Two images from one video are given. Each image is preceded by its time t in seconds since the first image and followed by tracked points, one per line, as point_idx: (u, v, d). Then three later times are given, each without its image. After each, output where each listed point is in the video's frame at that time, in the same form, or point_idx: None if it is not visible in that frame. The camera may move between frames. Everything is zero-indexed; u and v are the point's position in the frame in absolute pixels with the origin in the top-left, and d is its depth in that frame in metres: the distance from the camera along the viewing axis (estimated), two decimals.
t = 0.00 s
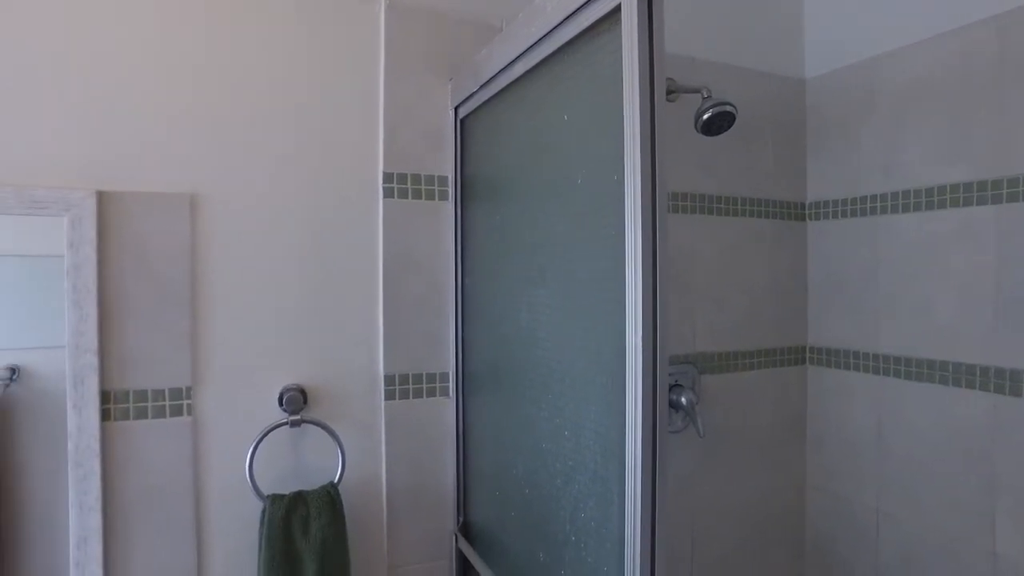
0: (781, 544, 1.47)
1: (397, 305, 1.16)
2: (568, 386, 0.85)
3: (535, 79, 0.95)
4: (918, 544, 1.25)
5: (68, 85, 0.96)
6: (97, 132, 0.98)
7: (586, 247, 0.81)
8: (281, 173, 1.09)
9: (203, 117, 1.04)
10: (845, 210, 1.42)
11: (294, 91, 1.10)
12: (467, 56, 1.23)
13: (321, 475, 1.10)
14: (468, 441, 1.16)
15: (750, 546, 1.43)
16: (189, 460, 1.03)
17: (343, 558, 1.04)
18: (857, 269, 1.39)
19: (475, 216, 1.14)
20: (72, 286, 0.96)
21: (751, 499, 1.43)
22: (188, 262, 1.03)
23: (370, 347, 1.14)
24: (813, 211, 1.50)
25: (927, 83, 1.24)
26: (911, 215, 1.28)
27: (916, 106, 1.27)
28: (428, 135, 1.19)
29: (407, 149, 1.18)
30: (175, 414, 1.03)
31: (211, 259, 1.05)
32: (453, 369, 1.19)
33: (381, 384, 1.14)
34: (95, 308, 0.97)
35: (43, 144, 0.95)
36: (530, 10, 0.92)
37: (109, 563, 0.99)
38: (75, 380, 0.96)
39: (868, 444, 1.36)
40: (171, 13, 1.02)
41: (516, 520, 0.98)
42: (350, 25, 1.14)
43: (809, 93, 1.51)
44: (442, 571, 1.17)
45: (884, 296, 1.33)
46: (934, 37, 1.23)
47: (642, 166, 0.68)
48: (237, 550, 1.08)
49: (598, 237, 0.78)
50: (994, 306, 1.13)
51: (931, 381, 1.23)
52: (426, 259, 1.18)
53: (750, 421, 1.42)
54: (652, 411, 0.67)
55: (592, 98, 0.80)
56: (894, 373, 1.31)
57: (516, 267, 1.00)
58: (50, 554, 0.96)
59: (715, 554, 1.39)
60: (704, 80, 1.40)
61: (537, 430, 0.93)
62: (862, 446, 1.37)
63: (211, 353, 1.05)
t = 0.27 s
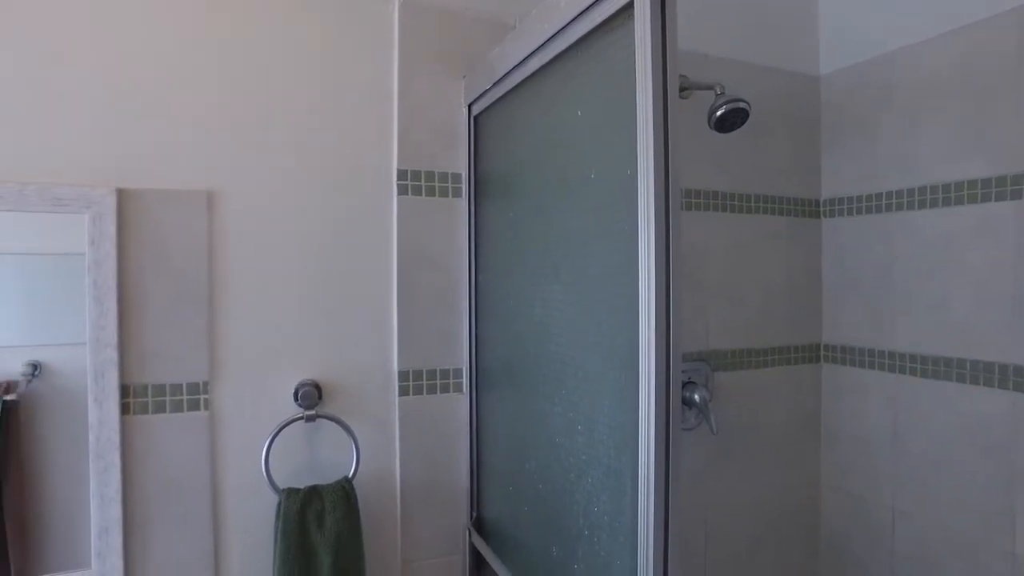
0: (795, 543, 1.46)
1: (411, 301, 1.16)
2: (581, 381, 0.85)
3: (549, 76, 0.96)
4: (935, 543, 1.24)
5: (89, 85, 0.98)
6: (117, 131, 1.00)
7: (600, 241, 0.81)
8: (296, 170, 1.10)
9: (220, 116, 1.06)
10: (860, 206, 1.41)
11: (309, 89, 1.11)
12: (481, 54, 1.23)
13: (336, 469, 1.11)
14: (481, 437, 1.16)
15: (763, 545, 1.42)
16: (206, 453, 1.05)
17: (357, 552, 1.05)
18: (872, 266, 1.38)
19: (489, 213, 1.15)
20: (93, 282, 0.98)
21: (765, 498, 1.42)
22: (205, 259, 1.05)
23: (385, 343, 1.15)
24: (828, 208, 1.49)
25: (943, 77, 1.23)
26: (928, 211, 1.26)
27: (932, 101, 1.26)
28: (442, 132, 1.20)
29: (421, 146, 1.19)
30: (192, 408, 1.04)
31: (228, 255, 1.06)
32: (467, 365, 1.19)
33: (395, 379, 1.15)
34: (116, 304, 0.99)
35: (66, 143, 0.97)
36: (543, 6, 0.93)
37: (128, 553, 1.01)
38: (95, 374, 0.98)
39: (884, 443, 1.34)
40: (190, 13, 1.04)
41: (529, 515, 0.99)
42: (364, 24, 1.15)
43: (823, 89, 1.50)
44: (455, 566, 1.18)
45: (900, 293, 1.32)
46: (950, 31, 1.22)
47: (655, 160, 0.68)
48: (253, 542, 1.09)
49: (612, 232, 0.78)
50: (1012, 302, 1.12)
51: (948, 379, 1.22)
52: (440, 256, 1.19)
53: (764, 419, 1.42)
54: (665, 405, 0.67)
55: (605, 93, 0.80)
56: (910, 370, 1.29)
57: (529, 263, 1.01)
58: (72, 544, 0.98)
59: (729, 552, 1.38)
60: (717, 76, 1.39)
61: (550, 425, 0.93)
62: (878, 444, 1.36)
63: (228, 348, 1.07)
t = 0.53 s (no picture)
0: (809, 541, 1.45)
1: (424, 297, 1.17)
2: (594, 375, 0.85)
3: (562, 71, 0.96)
4: (953, 542, 1.22)
5: (109, 84, 0.99)
6: (136, 129, 1.01)
7: (613, 236, 0.81)
8: (312, 167, 1.11)
9: (237, 114, 1.07)
10: (875, 203, 1.40)
11: (324, 87, 1.12)
12: (494, 51, 1.24)
13: (350, 464, 1.12)
14: (495, 432, 1.17)
15: (777, 544, 1.41)
16: (222, 447, 1.06)
17: (371, 546, 1.06)
18: (888, 263, 1.37)
19: (502, 209, 1.15)
20: (112, 278, 0.99)
21: (779, 496, 1.41)
22: (222, 254, 1.06)
23: (398, 339, 1.16)
24: (842, 204, 1.48)
25: (960, 72, 1.22)
26: (944, 207, 1.25)
27: (948, 96, 1.24)
28: (455, 129, 1.21)
29: (435, 143, 1.19)
30: (209, 402, 1.05)
31: (244, 251, 1.08)
32: (480, 361, 1.20)
33: (409, 375, 1.16)
34: (134, 299, 1.00)
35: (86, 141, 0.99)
36: (557, 2, 0.93)
37: (147, 545, 1.02)
38: (114, 369, 0.99)
39: (900, 441, 1.33)
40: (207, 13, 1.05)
41: (543, 510, 0.99)
42: (378, 22, 1.16)
43: (837, 85, 1.49)
44: (468, 561, 1.18)
45: (917, 290, 1.30)
46: (967, 25, 1.21)
47: (669, 152, 0.68)
48: (269, 536, 1.10)
49: (625, 227, 0.78)
50: None
51: (966, 376, 1.21)
52: (453, 252, 1.20)
53: (778, 416, 1.41)
54: (678, 397, 0.67)
55: (619, 87, 0.80)
56: (927, 368, 1.28)
57: (543, 258, 1.01)
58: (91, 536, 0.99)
59: (743, 550, 1.37)
60: (730, 73, 1.39)
61: (563, 419, 0.93)
62: (894, 442, 1.34)
63: (244, 343, 1.08)
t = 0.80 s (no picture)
0: (823, 540, 1.44)
1: (438, 293, 1.17)
2: (609, 369, 0.85)
3: (576, 67, 0.96)
4: (970, 542, 1.21)
5: (128, 83, 1.01)
6: (154, 126, 1.03)
7: (628, 230, 0.81)
8: (326, 164, 1.12)
9: (252, 111, 1.08)
10: (891, 199, 1.39)
11: (338, 84, 1.13)
12: (507, 48, 1.24)
13: (364, 459, 1.12)
14: (508, 428, 1.17)
15: (791, 542, 1.40)
16: (238, 441, 1.07)
17: (385, 540, 1.06)
18: (904, 259, 1.35)
19: (516, 205, 1.16)
20: (131, 273, 1.01)
21: (793, 493, 1.40)
22: (238, 250, 1.07)
23: (412, 335, 1.16)
24: (857, 201, 1.47)
25: (977, 66, 1.20)
26: (961, 203, 1.24)
27: (965, 91, 1.23)
28: (468, 126, 1.21)
29: (448, 140, 1.19)
30: (225, 397, 1.06)
31: (260, 247, 1.08)
32: (494, 357, 1.20)
33: (423, 371, 1.16)
34: (152, 294, 1.01)
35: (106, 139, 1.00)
36: None
37: (165, 537, 1.03)
38: (133, 363, 1.01)
39: (916, 439, 1.32)
40: (223, 12, 1.06)
41: (557, 505, 0.99)
42: (392, 20, 1.16)
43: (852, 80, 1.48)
44: (482, 556, 1.18)
45: (933, 287, 1.29)
46: (985, 19, 1.19)
47: (685, 146, 0.68)
48: (284, 529, 1.11)
49: (641, 221, 0.78)
50: None
51: (983, 374, 1.19)
52: (466, 248, 1.20)
53: (792, 414, 1.40)
54: (693, 390, 0.67)
55: (634, 81, 0.80)
56: (944, 366, 1.27)
57: (557, 254, 1.01)
58: (111, 528, 1.01)
59: (756, 548, 1.37)
60: (743, 69, 1.38)
61: (578, 414, 0.93)
62: (910, 441, 1.33)
63: (260, 339, 1.09)
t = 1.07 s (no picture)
0: (838, 538, 1.43)
1: (450, 288, 1.18)
2: (621, 363, 0.85)
3: (587, 61, 0.96)
4: (987, 541, 1.19)
5: (144, 81, 1.03)
6: (170, 123, 1.04)
7: (641, 223, 0.81)
8: (339, 160, 1.13)
9: (266, 108, 1.09)
10: (906, 194, 1.37)
11: (350, 81, 1.13)
12: (518, 44, 1.24)
13: (377, 454, 1.13)
14: (521, 423, 1.17)
15: (805, 540, 1.39)
16: (252, 434, 1.08)
17: (397, 534, 1.07)
18: (919, 255, 1.34)
19: (527, 201, 1.16)
20: (147, 269, 1.02)
21: (806, 491, 1.39)
22: (251, 246, 1.08)
23: (425, 330, 1.17)
24: (871, 196, 1.46)
25: (994, 58, 1.19)
26: (978, 198, 1.22)
27: (981, 84, 1.21)
28: (480, 122, 1.21)
29: (460, 136, 1.20)
30: (239, 391, 1.07)
31: (274, 243, 1.09)
32: (506, 352, 1.20)
33: (435, 365, 1.17)
34: (167, 289, 1.03)
35: (122, 136, 1.02)
36: None
37: (180, 530, 1.05)
38: (149, 357, 1.02)
39: (932, 436, 1.30)
40: (237, 10, 1.07)
41: (569, 499, 0.99)
42: (403, 17, 1.17)
43: (866, 75, 1.47)
44: (494, 551, 1.19)
45: (949, 283, 1.28)
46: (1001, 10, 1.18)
47: (697, 138, 0.68)
48: (298, 523, 1.11)
49: (653, 213, 0.78)
50: None
51: (1001, 371, 1.18)
52: (479, 243, 1.20)
53: (805, 411, 1.39)
54: (706, 382, 0.67)
55: (646, 73, 0.80)
56: (960, 362, 1.25)
57: (569, 248, 1.01)
58: (128, 519, 1.02)
59: (769, 546, 1.36)
60: (755, 64, 1.38)
61: (590, 408, 0.93)
62: (926, 438, 1.32)
63: (273, 333, 1.09)
